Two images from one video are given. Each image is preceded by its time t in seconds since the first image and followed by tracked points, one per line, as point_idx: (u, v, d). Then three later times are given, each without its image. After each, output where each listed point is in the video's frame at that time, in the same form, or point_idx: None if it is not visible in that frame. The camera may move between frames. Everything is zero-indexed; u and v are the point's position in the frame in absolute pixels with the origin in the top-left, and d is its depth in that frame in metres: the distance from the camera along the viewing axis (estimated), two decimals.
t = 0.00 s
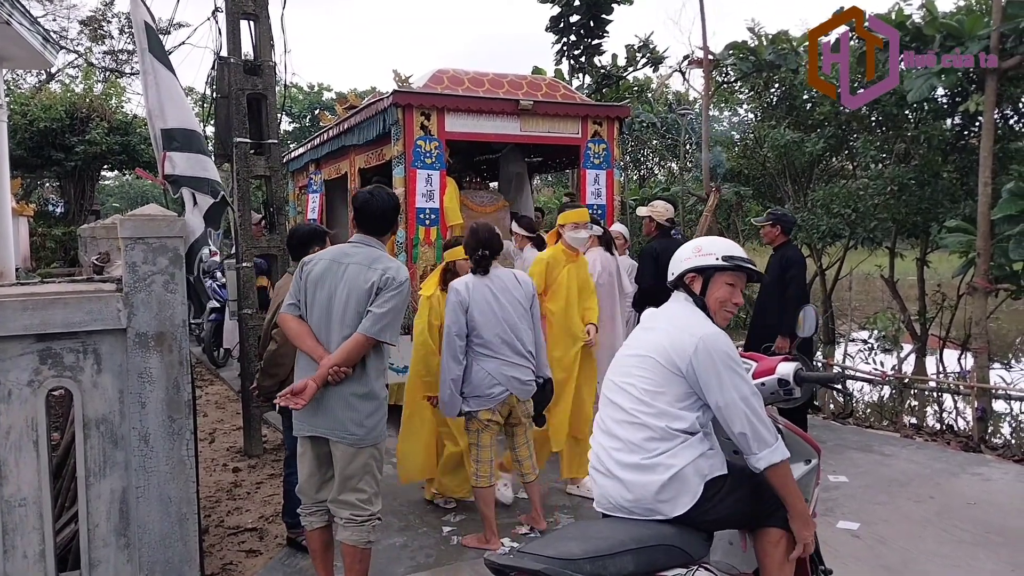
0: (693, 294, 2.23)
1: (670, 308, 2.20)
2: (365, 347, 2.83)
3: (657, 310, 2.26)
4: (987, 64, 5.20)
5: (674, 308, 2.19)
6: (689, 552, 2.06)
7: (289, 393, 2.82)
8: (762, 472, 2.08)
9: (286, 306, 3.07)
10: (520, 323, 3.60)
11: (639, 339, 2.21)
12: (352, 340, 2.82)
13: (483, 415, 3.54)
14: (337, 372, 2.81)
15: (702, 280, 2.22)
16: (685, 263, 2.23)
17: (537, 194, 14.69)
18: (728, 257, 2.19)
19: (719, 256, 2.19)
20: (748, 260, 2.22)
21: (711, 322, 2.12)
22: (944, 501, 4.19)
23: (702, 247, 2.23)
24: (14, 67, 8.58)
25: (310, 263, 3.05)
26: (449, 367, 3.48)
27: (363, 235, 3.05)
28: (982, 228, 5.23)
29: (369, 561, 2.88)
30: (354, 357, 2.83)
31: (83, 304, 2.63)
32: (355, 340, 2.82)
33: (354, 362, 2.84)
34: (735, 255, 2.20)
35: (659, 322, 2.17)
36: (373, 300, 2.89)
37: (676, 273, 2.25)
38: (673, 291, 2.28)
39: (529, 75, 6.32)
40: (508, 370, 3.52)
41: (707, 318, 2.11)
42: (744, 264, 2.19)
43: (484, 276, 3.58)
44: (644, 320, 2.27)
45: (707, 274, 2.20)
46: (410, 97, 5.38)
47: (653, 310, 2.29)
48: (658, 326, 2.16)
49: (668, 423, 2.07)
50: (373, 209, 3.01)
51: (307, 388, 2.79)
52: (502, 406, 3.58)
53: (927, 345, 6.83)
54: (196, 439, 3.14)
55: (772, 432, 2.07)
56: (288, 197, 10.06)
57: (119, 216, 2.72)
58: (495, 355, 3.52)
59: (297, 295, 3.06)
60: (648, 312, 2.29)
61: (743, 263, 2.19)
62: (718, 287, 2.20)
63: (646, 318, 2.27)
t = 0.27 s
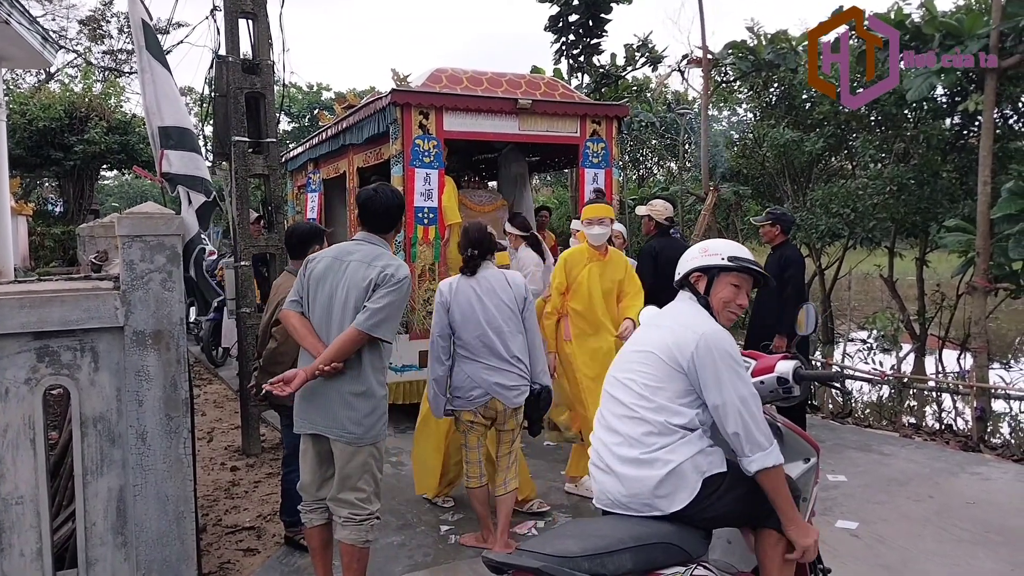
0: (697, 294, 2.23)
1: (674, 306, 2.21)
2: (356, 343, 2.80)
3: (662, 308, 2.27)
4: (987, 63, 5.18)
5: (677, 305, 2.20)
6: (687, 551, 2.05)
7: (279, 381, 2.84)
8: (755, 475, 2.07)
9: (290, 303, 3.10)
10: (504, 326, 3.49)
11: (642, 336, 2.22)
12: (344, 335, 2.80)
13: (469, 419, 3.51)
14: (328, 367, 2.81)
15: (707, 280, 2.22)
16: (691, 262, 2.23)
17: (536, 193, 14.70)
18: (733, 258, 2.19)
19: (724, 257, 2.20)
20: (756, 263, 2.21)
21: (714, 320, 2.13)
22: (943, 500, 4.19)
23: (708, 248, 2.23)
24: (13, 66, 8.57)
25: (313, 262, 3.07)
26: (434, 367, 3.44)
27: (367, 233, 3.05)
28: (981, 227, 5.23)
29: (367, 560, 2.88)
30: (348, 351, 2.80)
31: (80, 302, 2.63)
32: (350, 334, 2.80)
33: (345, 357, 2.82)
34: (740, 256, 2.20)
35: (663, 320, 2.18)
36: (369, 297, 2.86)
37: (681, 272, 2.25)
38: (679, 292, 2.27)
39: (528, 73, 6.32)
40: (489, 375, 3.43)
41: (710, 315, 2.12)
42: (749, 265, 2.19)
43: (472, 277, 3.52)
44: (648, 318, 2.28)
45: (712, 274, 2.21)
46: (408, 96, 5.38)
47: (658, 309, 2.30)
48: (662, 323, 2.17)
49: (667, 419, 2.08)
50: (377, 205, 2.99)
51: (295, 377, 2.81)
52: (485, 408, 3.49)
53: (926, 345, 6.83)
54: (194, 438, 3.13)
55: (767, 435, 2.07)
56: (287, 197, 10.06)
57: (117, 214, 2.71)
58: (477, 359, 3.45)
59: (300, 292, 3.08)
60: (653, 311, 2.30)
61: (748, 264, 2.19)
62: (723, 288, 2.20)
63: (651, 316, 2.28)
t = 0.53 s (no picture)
0: (699, 291, 2.24)
1: (676, 302, 2.20)
2: (353, 344, 2.80)
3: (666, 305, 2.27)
4: (987, 63, 5.17)
5: (678, 301, 2.19)
6: (686, 549, 2.05)
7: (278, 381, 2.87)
8: (737, 474, 2.05)
9: (297, 302, 3.12)
10: (493, 332, 3.42)
11: (644, 333, 2.22)
12: (342, 335, 2.80)
13: (464, 423, 3.53)
14: (325, 367, 2.81)
15: (709, 277, 2.22)
16: (694, 259, 2.24)
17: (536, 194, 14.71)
18: (736, 256, 2.19)
19: (728, 255, 2.20)
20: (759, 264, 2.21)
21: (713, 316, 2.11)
22: (943, 501, 4.19)
23: (712, 246, 2.23)
24: (12, 66, 8.57)
25: (322, 260, 3.08)
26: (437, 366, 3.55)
27: (379, 233, 3.05)
28: (981, 227, 5.22)
29: (368, 561, 2.87)
30: (345, 351, 2.80)
31: (79, 300, 2.63)
32: (347, 335, 2.79)
33: (342, 358, 2.82)
34: (744, 255, 2.20)
35: (664, 316, 2.18)
36: (371, 298, 2.85)
37: (684, 268, 2.26)
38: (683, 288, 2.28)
39: (527, 73, 6.32)
40: (478, 382, 3.40)
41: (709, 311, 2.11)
42: (753, 264, 2.19)
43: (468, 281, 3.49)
44: (651, 315, 2.28)
45: (714, 271, 2.21)
46: (408, 95, 5.38)
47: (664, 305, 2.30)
48: (663, 320, 2.17)
49: (665, 416, 2.08)
50: (388, 206, 2.99)
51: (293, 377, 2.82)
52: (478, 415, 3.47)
53: (926, 345, 6.83)
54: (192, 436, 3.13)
55: (746, 435, 2.03)
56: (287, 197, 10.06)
57: (115, 212, 2.71)
58: (467, 364, 3.44)
59: (308, 290, 3.10)
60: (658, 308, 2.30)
61: (752, 263, 2.19)
62: (724, 285, 2.20)
63: (655, 314, 2.28)
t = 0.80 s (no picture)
0: (695, 289, 2.25)
1: (678, 301, 2.20)
2: (356, 349, 2.80)
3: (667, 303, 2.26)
4: (987, 64, 5.18)
5: (677, 300, 2.19)
6: (685, 549, 2.06)
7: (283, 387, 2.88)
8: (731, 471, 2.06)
9: (303, 302, 3.14)
10: (491, 334, 3.43)
11: (643, 332, 2.22)
12: (344, 341, 2.80)
13: (464, 423, 3.53)
14: (328, 373, 2.82)
15: (705, 276, 2.23)
16: (691, 257, 2.25)
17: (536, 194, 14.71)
18: (733, 254, 2.19)
19: (723, 253, 2.19)
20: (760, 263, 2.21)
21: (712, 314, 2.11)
22: (943, 500, 4.20)
23: (709, 244, 2.24)
24: (13, 66, 8.58)
25: (326, 260, 3.09)
26: (440, 367, 3.59)
27: (383, 232, 3.05)
28: (982, 227, 5.22)
29: (370, 562, 2.87)
30: (348, 356, 2.81)
31: (79, 300, 2.63)
32: (349, 340, 2.79)
33: (345, 363, 2.82)
34: (741, 254, 2.19)
35: (664, 315, 2.18)
36: (373, 300, 2.84)
37: (681, 266, 2.27)
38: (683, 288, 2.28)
39: (527, 73, 6.33)
40: (477, 383, 3.43)
41: (708, 309, 2.11)
42: (749, 263, 2.18)
43: (467, 282, 3.50)
44: (651, 314, 2.29)
45: (709, 269, 2.21)
46: (407, 95, 5.39)
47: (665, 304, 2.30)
48: (662, 319, 2.17)
49: (664, 416, 2.08)
50: (392, 204, 2.99)
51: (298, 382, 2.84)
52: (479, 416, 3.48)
53: (926, 345, 6.83)
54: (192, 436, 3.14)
55: (743, 432, 2.04)
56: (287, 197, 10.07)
57: (116, 212, 2.72)
58: (466, 365, 3.46)
59: (312, 290, 3.12)
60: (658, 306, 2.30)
61: (748, 262, 2.18)
62: (720, 284, 2.20)
63: (656, 313, 2.28)
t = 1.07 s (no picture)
0: (695, 289, 2.25)
1: (679, 301, 2.20)
2: (361, 354, 2.80)
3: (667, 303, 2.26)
4: (988, 64, 5.18)
5: (678, 301, 2.20)
6: (685, 548, 2.06)
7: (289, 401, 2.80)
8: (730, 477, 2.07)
9: (303, 303, 3.15)
10: (491, 335, 3.44)
11: (643, 333, 2.22)
12: (349, 347, 2.79)
13: (465, 423, 3.53)
14: (335, 380, 2.81)
15: (704, 275, 2.23)
16: (690, 257, 2.25)
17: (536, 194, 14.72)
18: (732, 254, 2.18)
19: (722, 253, 2.19)
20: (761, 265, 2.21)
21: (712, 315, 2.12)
22: (944, 500, 4.20)
23: (708, 244, 2.24)
24: (13, 67, 8.58)
25: (326, 261, 3.09)
26: (441, 366, 3.60)
27: (383, 233, 3.05)
28: (982, 227, 5.22)
29: (371, 562, 2.87)
30: (354, 362, 2.81)
31: (80, 300, 2.64)
32: (354, 346, 2.79)
33: (351, 369, 2.82)
34: (740, 253, 2.19)
35: (663, 316, 2.19)
36: (374, 302, 2.84)
37: (681, 265, 2.27)
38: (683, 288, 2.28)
39: (526, 73, 6.34)
40: (478, 384, 3.43)
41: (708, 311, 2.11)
42: (748, 262, 2.18)
43: (468, 283, 3.51)
44: (652, 314, 2.29)
45: (709, 269, 2.21)
46: (407, 95, 5.39)
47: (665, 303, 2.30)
48: (663, 320, 2.17)
49: (664, 417, 2.09)
50: (392, 203, 3.00)
51: (307, 394, 2.77)
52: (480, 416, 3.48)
53: (926, 345, 6.83)
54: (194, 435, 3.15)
55: (743, 435, 2.05)
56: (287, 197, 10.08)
57: (117, 212, 2.72)
58: (467, 366, 3.47)
59: (312, 291, 3.13)
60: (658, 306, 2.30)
61: (746, 261, 2.18)
62: (720, 284, 2.20)
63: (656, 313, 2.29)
